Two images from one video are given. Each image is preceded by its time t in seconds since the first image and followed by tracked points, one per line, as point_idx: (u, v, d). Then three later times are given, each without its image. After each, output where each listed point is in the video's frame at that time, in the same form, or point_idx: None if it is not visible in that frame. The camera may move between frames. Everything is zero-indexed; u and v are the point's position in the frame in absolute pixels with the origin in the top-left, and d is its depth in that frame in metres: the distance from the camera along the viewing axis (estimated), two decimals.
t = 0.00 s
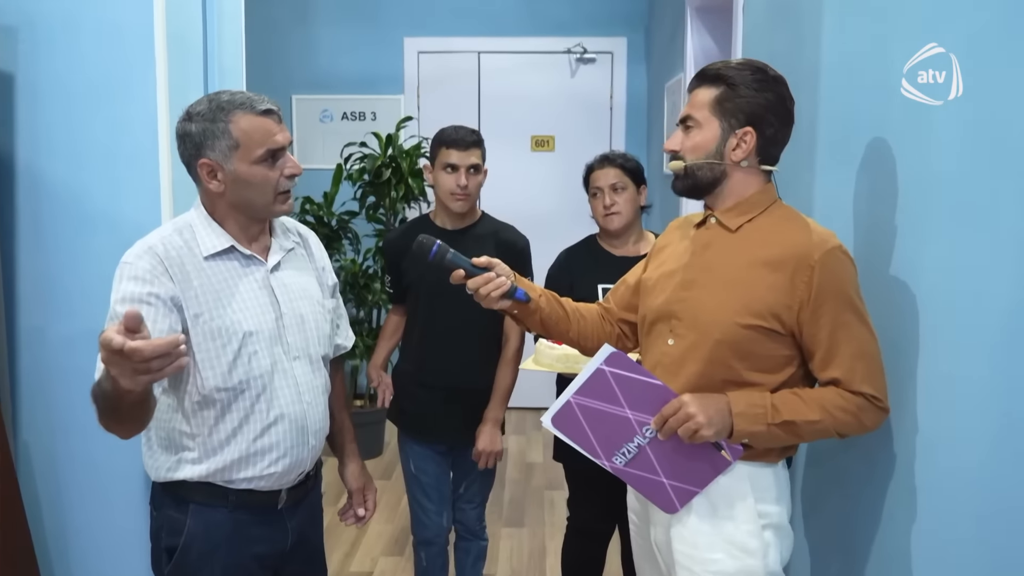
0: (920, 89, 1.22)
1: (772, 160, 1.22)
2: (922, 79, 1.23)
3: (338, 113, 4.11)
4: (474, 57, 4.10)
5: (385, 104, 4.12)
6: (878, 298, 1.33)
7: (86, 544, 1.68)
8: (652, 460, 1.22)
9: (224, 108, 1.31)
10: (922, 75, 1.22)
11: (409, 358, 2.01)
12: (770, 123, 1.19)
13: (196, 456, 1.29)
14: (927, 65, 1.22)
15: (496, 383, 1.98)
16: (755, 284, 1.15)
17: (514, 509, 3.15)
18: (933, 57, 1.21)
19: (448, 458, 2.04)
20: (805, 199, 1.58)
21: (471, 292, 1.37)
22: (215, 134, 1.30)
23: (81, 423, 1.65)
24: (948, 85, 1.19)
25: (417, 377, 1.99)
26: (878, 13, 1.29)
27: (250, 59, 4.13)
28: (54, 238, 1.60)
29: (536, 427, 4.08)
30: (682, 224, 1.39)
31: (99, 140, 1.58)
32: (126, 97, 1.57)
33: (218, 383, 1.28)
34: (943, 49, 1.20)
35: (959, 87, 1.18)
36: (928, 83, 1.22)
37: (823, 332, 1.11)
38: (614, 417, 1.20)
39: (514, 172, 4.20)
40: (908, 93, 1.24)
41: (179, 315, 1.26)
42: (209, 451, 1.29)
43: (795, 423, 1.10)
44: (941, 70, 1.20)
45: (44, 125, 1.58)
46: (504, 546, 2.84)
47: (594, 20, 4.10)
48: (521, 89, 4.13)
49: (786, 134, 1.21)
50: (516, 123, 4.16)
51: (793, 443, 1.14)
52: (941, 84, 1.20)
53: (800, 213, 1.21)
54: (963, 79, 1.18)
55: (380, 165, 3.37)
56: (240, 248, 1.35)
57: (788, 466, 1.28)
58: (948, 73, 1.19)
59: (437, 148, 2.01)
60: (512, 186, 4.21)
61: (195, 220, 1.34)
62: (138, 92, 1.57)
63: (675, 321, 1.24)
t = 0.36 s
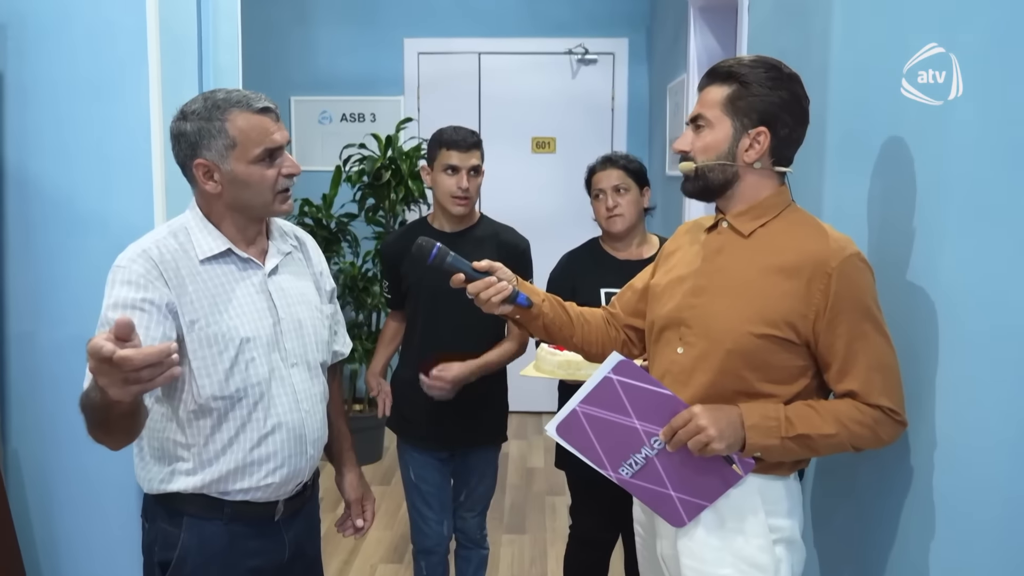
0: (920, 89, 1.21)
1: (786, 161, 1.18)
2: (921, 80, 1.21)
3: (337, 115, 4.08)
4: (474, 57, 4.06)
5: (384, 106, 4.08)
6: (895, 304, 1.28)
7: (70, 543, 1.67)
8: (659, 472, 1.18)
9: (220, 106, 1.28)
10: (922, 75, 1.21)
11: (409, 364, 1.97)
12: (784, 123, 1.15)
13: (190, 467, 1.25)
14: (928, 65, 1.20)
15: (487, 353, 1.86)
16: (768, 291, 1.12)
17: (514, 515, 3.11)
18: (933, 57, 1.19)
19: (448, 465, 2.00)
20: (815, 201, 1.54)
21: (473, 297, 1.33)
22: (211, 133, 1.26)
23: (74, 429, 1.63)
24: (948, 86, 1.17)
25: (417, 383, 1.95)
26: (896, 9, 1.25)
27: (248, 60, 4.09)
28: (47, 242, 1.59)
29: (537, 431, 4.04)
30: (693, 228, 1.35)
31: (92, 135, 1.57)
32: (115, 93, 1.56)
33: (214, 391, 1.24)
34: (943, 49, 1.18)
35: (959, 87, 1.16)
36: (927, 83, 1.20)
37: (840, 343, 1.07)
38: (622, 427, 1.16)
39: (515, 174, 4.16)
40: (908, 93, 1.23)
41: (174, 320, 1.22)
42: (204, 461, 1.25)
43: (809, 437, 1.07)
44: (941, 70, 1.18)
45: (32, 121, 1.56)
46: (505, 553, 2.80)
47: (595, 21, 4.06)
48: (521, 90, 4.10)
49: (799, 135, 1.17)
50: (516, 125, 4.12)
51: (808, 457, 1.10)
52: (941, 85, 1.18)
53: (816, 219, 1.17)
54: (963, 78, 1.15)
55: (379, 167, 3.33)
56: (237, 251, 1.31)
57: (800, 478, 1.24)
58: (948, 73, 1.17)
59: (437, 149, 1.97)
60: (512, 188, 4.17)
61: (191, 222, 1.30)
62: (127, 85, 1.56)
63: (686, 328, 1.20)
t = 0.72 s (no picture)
0: (920, 89, 1.19)
1: (775, 163, 1.14)
2: (922, 79, 1.19)
3: (334, 117, 4.06)
4: (473, 59, 4.04)
5: (382, 108, 4.06)
6: (900, 310, 1.26)
7: (65, 543, 1.69)
8: (655, 481, 1.16)
9: (214, 104, 1.26)
10: (922, 74, 1.19)
11: (405, 369, 1.95)
12: (765, 125, 1.12)
13: (179, 476, 1.23)
14: (928, 64, 1.17)
15: (479, 320, 1.82)
16: (768, 300, 1.10)
17: (513, 520, 3.09)
18: (934, 57, 1.17)
19: (445, 471, 1.98)
20: (818, 205, 1.52)
21: (472, 303, 1.32)
22: (203, 131, 1.24)
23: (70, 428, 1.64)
24: (948, 85, 1.15)
25: (414, 388, 1.93)
26: (899, 11, 1.23)
27: (246, 61, 4.07)
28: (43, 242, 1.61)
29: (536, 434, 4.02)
30: (696, 233, 1.33)
31: (86, 134, 1.59)
32: (108, 96, 1.59)
33: (204, 398, 1.21)
34: (943, 49, 1.15)
35: (959, 87, 1.13)
36: (927, 83, 1.18)
37: (840, 353, 1.05)
38: (616, 435, 1.14)
39: (514, 176, 4.14)
40: (909, 92, 1.21)
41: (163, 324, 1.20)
42: (194, 469, 1.23)
43: (807, 449, 1.04)
44: (942, 70, 1.16)
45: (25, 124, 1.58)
46: (503, 558, 2.78)
47: (594, 22, 4.04)
48: (520, 92, 4.08)
49: (797, 139, 1.13)
50: (515, 126, 4.11)
51: (806, 469, 1.08)
52: (941, 85, 1.16)
53: (818, 225, 1.15)
54: (963, 79, 1.13)
55: (377, 169, 3.30)
56: (229, 255, 1.29)
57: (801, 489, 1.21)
58: (948, 72, 1.15)
59: (426, 151, 1.95)
60: (511, 190, 4.15)
61: (182, 224, 1.28)
62: (121, 87, 1.59)
63: (685, 336, 1.18)
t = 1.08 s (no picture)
0: (920, 89, 1.18)
1: (777, 163, 1.12)
2: (921, 79, 1.18)
3: (332, 118, 4.04)
4: (471, 60, 4.03)
5: (380, 109, 4.04)
6: (902, 314, 1.24)
7: (55, 548, 1.67)
8: (652, 487, 1.14)
9: (208, 99, 1.26)
10: (922, 74, 1.17)
11: (401, 373, 1.93)
12: (766, 124, 1.10)
13: (167, 479, 1.21)
14: (928, 65, 1.16)
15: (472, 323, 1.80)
16: (769, 304, 1.08)
17: (512, 524, 3.07)
18: (934, 57, 1.16)
19: (441, 476, 1.96)
20: (819, 208, 1.50)
21: (468, 307, 1.29)
22: (197, 123, 1.24)
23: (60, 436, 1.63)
24: (948, 86, 1.14)
25: (410, 392, 1.91)
26: (900, 10, 1.21)
27: (244, 63, 4.05)
28: (33, 249, 1.59)
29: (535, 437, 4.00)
30: (696, 236, 1.31)
31: (77, 140, 1.58)
32: (99, 93, 1.57)
33: (194, 400, 1.19)
34: (943, 49, 1.14)
35: (958, 87, 1.12)
36: (927, 83, 1.17)
37: (841, 358, 1.03)
38: (612, 439, 1.12)
39: (512, 178, 4.13)
40: (908, 93, 1.20)
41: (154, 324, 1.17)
42: (182, 472, 1.21)
43: (807, 456, 1.02)
44: (941, 70, 1.15)
45: (17, 127, 1.57)
46: (502, 562, 2.76)
47: (593, 23, 4.02)
48: (518, 93, 4.06)
49: (798, 138, 1.11)
50: (514, 128, 4.09)
51: (807, 477, 1.06)
52: (941, 85, 1.15)
53: (818, 229, 1.13)
54: (963, 79, 1.12)
55: (375, 171, 3.28)
56: (221, 254, 1.27)
57: (803, 495, 1.19)
58: (948, 73, 1.14)
59: (417, 153, 1.93)
60: (509, 191, 4.14)
61: (174, 224, 1.26)
62: (113, 85, 1.57)
63: (685, 341, 1.16)
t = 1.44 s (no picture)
0: (920, 89, 1.17)
1: (780, 164, 1.12)
2: (921, 79, 1.17)
3: (332, 119, 4.04)
4: (471, 62, 4.02)
5: (381, 110, 4.03)
6: (905, 316, 1.24)
7: (55, 550, 1.66)
8: (656, 490, 1.13)
9: (212, 98, 1.27)
10: (922, 74, 1.17)
11: (401, 375, 1.92)
12: (770, 125, 1.09)
13: (166, 479, 1.20)
14: (928, 65, 1.16)
15: (476, 338, 1.81)
16: (773, 304, 1.07)
17: (512, 526, 3.06)
18: (934, 57, 1.15)
19: (442, 478, 1.96)
20: (822, 209, 1.49)
21: (467, 309, 1.28)
22: (200, 120, 1.24)
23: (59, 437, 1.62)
24: (948, 86, 1.13)
25: (410, 393, 1.90)
26: (901, 11, 1.21)
27: (244, 64, 4.05)
28: (32, 249, 1.59)
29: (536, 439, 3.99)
30: (695, 237, 1.31)
31: (77, 140, 1.57)
32: (99, 93, 1.57)
33: (194, 399, 1.18)
34: (943, 49, 1.13)
35: (958, 87, 1.11)
36: (927, 83, 1.16)
37: (846, 358, 1.02)
38: (617, 443, 1.11)
39: (513, 179, 4.12)
40: (909, 93, 1.20)
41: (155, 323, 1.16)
42: (181, 472, 1.20)
43: (813, 458, 1.02)
44: (942, 70, 1.14)
45: (17, 126, 1.56)
46: (502, 565, 2.75)
47: (594, 25, 4.02)
48: (519, 94, 4.06)
49: (801, 139, 1.11)
50: (514, 129, 4.08)
51: (812, 478, 1.05)
52: (941, 85, 1.14)
53: (821, 229, 1.13)
54: (963, 79, 1.11)
55: (375, 172, 3.28)
56: (222, 253, 1.26)
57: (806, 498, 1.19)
58: (948, 73, 1.13)
59: (414, 155, 1.92)
60: (509, 193, 4.13)
61: (176, 224, 1.25)
62: (113, 85, 1.57)
63: (687, 343, 1.15)
